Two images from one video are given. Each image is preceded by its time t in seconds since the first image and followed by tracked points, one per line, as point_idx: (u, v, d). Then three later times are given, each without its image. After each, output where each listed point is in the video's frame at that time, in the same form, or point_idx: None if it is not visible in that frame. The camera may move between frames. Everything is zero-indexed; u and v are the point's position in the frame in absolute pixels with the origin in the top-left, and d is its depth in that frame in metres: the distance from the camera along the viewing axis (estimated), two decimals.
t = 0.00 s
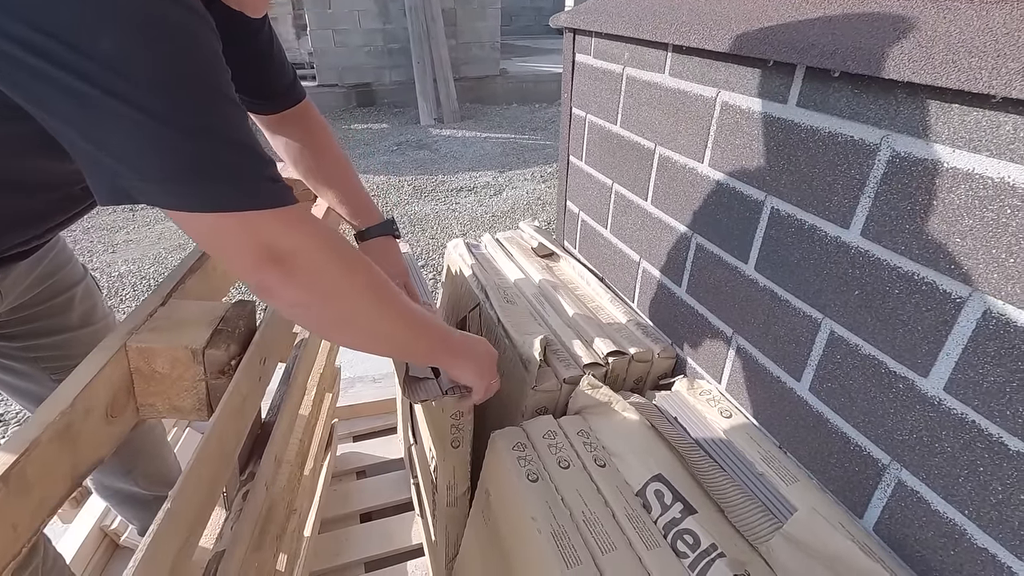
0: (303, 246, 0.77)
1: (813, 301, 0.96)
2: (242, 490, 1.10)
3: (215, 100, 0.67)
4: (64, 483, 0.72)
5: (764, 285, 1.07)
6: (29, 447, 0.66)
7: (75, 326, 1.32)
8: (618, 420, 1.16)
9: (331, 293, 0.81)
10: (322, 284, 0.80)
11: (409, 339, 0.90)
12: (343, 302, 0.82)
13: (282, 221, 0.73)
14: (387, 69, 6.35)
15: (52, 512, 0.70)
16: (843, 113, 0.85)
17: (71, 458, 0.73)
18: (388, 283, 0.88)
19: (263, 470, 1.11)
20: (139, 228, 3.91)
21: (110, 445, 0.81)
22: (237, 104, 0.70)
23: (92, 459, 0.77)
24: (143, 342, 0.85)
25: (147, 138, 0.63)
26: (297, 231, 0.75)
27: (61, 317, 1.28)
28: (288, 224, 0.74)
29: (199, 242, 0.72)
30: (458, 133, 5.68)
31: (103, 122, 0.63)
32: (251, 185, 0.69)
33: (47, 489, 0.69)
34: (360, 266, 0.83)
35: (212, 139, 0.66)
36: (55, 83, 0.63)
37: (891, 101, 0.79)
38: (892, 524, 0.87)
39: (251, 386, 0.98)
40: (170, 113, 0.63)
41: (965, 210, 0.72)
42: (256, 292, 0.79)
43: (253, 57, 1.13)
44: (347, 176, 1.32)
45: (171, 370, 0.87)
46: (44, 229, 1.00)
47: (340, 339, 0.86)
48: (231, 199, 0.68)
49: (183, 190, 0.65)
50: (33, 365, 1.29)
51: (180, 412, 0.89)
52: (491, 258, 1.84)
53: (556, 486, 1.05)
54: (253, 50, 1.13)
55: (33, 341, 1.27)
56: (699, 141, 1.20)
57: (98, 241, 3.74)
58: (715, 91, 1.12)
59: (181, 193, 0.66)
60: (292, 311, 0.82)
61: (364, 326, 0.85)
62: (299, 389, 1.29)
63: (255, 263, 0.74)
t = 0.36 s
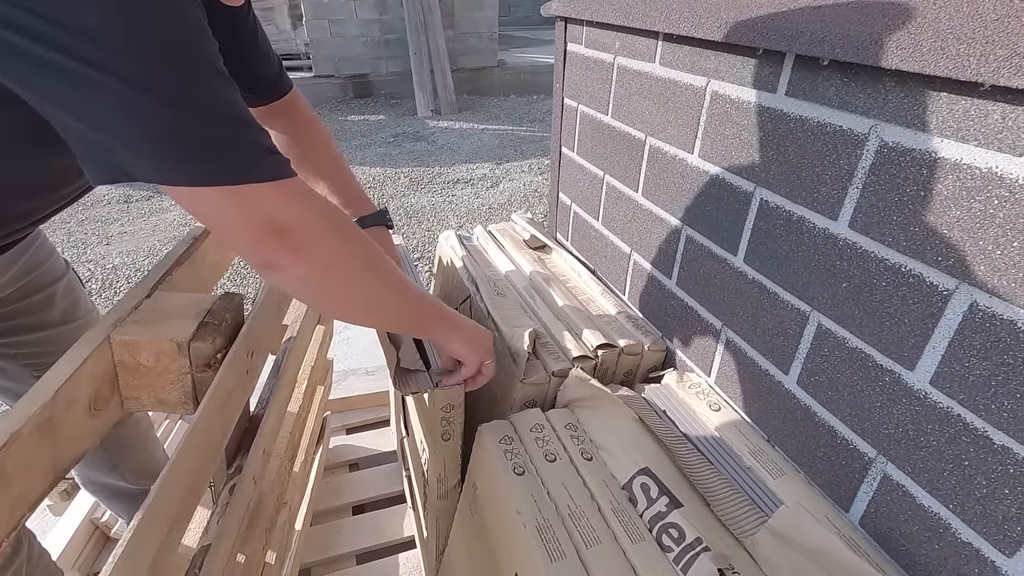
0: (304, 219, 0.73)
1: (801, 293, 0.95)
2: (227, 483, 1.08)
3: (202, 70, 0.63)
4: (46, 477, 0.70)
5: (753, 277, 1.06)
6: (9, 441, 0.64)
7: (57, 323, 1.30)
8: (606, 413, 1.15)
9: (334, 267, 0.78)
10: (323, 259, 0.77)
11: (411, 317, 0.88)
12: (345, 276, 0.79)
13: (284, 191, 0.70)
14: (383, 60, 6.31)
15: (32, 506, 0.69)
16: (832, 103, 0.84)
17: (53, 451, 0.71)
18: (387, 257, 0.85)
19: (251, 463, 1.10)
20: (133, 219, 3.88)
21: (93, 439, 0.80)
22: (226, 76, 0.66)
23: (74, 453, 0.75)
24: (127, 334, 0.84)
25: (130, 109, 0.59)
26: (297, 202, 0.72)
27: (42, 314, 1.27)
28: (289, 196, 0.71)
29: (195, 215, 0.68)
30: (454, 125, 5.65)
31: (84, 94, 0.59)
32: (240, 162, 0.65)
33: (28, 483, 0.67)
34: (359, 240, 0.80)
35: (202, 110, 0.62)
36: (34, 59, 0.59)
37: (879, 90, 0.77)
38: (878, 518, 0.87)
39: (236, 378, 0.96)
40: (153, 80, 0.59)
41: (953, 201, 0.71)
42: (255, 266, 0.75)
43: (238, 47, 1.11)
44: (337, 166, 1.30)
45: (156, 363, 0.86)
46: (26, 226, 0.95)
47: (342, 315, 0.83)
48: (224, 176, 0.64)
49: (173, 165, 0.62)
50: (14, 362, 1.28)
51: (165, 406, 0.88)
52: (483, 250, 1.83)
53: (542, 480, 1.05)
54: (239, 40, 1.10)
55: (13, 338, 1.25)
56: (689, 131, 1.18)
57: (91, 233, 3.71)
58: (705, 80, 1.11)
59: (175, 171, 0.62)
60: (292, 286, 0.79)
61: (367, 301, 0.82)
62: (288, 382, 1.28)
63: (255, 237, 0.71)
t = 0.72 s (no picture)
0: (297, 207, 0.72)
1: (800, 288, 0.94)
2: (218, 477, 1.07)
3: (202, 53, 0.61)
4: (31, 470, 0.69)
5: (752, 271, 1.05)
6: None
7: (51, 316, 1.29)
8: (603, 408, 1.14)
9: (329, 259, 0.76)
10: (316, 248, 0.75)
11: (410, 313, 0.86)
12: (341, 269, 0.77)
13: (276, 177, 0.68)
14: (384, 55, 6.28)
15: (17, 499, 0.68)
16: (832, 94, 0.83)
17: (38, 443, 0.70)
18: (386, 252, 0.84)
19: (243, 456, 1.09)
20: (133, 214, 3.87)
21: (81, 432, 0.79)
22: (224, 61, 0.65)
23: (59, 445, 0.74)
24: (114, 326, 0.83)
25: (127, 89, 0.58)
26: (292, 189, 0.71)
27: (37, 305, 1.26)
28: (283, 183, 0.70)
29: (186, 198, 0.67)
30: (455, 120, 5.63)
31: (81, 74, 0.58)
32: (239, 146, 0.64)
33: (13, 475, 0.66)
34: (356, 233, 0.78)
35: (202, 94, 0.61)
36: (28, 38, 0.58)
37: (881, 81, 0.76)
38: (876, 515, 0.86)
39: (227, 371, 0.95)
40: (152, 62, 0.58)
41: (954, 194, 0.71)
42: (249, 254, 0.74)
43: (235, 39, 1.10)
44: (334, 160, 1.29)
45: (144, 355, 0.85)
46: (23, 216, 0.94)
47: (337, 309, 0.81)
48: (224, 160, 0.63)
49: (170, 149, 0.61)
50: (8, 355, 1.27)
51: (154, 399, 0.88)
52: (481, 245, 1.82)
53: (538, 475, 1.04)
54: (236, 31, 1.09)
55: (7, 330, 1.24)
56: (689, 124, 1.17)
57: (90, 227, 3.70)
58: (705, 72, 1.10)
59: (174, 155, 0.61)
60: (287, 277, 0.77)
61: (364, 295, 0.80)
62: (281, 377, 1.27)
63: (247, 224, 0.70)
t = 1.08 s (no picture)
0: (320, 201, 0.70)
1: (805, 286, 0.95)
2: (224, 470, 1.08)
3: (221, 54, 0.59)
4: (45, 462, 0.71)
5: (757, 269, 1.05)
6: (8, 425, 0.64)
7: (60, 310, 1.30)
8: (608, 405, 1.15)
9: (351, 252, 0.75)
10: (338, 241, 0.74)
11: (432, 304, 0.86)
12: (364, 261, 0.77)
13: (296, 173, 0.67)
14: (387, 52, 6.28)
15: (33, 490, 0.69)
16: (839, 92, 0.83)
17: (52, 436, 0.71)
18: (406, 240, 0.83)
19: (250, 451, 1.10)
20: (136, 210, 3.88)
21: (93, 425, 0.80)
22: (244, 61, 0.63)
23: (73, 439, 0.75)
24: (125, 321, 0.84)
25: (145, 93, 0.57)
26: (314, 182, 0.70)
27: (47, 299, 1.27)
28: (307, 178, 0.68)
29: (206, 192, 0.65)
30: (458, 117, 5.63)
31: (101, 75, 0.57)
32: (258, 147, 0.62)
33: (27, 467, 0.68)
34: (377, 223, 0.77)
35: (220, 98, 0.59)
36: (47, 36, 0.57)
37: (889, 79, 0.76)
38: (879, 512, 0.87)
39: (236, 365, 0.96)
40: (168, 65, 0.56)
41: (961, 193, 0.71)
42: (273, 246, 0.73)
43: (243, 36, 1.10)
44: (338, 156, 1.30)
45: (154, 350, 0.86)
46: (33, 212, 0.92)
47: (360, 300, 0.81)
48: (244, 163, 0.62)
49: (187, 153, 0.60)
50: (18, 347, 1.28)
51: (164, 393, 0.89)
52: (485, 242, 1.82)
53: (543, 471, 1.04)
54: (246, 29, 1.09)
55: (17, 323, 1.25)
56: (695, 122, 1.17)
57: (93, 223, 3.71)
58: (712, 70, 1.10)
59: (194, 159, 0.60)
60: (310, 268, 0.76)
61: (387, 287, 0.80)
62: (287, 372, 1.28)
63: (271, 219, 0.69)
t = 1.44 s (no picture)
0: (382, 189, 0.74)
1: (818, 287, 0.96)
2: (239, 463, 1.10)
3: (276, 57, 0.62)
4: (72, 453, 0.72)
5: (770, 271, 1.06)
6: (37, 418, 0.66)
7: (80, 307, 1.32)
8: (620, 404, 1.16)
9: (408, 241, 0.79)
10: (399, 227, 0.77)
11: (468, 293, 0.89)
12: (416, 252, 0.80)
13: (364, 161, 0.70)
14: (395, 51, 6.30)
15: (62, 481, 0.70)
16: (854, 97, 0.85)
17: (81, 429, 0.73)
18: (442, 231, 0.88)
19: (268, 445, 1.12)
20: (148, 207, 3.91)
21: (117, 418, 0.82)
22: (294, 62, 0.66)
23: (98, 432, 0.77)
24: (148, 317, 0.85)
25: (204, 93, 0.59)
26: (371, 171, 0.72)
27: (68, 296, 1.29)
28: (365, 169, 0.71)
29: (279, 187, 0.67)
30: (466, 116, 5.65)
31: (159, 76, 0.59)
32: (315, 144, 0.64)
33: (56, 458, 0.69)
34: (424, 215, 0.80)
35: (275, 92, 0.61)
36: (107, 45, 0.59)
37: (903, 85, 0.78)
38: (891, 510, 0.88)
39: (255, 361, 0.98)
40: (224, 61, 0.59)
41: (975, 197, 0.72)
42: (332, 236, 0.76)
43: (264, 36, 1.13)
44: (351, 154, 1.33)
45: (175, 345, 0.87)
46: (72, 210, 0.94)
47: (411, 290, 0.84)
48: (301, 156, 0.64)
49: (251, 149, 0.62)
50: (38, 343, 1.31)
51: (185, 387, 0.89)
52: (496, 242, 1.84)
53: (557, 468, 1.06)
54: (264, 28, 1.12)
55: (39, 319, 1.28)
56: (708, 124, 1.19)
57: (105, 220, 3.75)
58: (726, 73, 1.11)
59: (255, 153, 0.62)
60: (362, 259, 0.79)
61: (435, 279, 0.83)
62: (302, 369, 1.29)
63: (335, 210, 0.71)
